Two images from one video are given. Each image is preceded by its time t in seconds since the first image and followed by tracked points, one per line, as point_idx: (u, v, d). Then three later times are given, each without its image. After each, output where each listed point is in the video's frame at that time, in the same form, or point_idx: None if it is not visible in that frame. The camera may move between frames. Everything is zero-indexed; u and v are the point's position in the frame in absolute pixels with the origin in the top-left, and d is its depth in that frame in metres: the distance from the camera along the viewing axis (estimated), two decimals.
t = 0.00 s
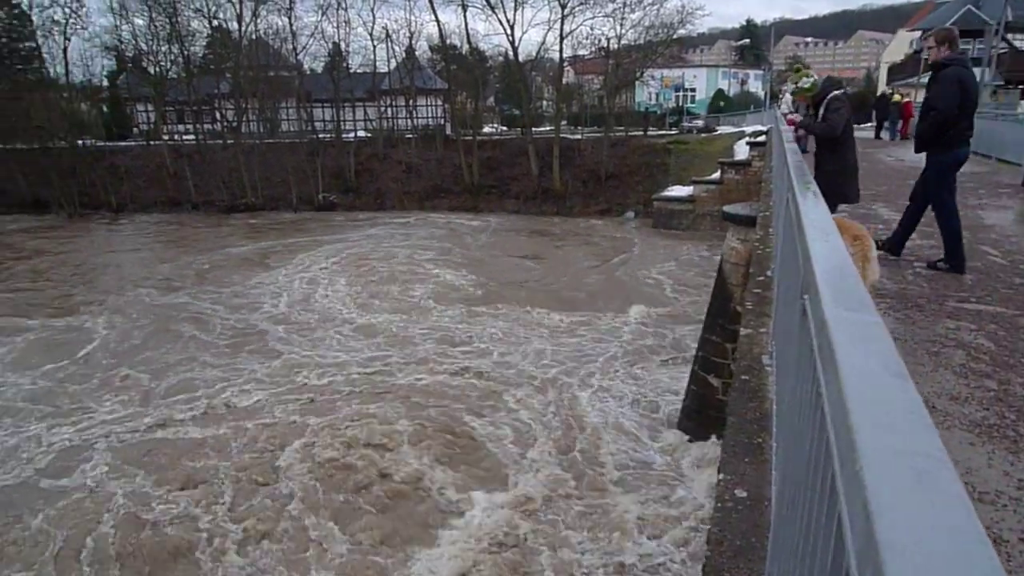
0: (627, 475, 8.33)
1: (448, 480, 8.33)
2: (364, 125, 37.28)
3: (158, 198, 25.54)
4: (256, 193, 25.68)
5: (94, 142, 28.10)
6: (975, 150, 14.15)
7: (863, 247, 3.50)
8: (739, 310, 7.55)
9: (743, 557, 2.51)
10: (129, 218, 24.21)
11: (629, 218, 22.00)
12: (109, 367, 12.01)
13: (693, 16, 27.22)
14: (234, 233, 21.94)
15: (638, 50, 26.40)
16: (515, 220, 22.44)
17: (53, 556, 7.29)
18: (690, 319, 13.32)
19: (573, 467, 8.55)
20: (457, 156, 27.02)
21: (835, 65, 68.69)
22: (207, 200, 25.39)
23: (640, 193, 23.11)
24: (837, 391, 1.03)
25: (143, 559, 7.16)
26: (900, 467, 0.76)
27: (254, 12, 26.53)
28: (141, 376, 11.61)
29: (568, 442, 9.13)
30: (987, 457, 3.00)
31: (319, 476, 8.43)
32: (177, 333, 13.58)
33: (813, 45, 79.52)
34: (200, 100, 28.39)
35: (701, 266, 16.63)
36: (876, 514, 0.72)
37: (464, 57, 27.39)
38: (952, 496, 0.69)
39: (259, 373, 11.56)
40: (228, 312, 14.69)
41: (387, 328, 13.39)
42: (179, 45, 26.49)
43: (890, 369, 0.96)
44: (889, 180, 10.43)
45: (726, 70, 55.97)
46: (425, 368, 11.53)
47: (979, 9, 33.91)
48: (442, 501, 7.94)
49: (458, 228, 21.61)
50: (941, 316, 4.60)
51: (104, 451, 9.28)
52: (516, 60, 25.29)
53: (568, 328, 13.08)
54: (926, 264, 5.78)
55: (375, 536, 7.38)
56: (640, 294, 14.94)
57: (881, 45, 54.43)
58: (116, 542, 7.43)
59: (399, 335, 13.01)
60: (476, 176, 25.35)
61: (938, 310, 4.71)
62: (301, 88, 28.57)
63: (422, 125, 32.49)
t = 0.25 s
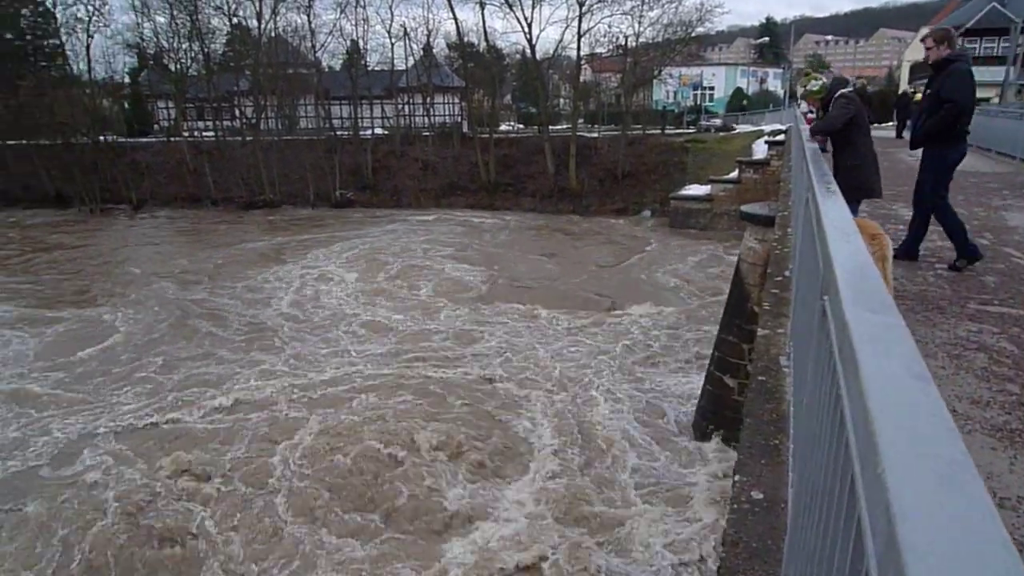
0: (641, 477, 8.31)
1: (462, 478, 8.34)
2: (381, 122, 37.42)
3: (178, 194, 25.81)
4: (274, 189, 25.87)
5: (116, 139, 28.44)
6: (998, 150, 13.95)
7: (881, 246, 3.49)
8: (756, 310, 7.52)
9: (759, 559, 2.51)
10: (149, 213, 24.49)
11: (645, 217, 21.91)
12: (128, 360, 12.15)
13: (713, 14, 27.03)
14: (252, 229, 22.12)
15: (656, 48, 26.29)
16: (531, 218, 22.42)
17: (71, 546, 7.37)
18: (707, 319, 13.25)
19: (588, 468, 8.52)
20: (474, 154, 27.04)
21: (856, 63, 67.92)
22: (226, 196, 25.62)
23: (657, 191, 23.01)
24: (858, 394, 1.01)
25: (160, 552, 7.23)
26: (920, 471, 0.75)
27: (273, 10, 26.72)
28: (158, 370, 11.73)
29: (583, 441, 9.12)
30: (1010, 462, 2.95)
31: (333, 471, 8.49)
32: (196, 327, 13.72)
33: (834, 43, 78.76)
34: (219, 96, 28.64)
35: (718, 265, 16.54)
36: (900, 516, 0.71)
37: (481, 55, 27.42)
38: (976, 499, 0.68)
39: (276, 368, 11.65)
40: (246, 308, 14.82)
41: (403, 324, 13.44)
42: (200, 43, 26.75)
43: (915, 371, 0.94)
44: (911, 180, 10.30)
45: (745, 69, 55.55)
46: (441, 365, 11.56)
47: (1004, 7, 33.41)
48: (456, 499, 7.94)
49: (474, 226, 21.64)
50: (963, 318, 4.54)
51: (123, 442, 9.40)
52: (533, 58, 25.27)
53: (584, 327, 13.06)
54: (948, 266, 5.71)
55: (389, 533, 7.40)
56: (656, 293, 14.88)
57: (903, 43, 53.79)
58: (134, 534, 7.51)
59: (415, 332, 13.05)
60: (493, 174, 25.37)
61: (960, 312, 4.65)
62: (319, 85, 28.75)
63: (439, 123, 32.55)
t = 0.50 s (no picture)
0: (659, 478, 8.28)
1: (479, 479, 8.35)
2: (400, 119, 37.52)
3: (199, 191, 26.07)
4: (294, 187, 26.05)
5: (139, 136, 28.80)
6: None
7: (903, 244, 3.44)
8: (776, 309, 7.46)
9: (778, 560, 2.48)
10: (171, 210, 24.79)
11: (663, 215, 21.80)
12: (151, 356, 12.32)
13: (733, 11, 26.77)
14: (272, 226, 22.30)
15: (676, 45, 26.09)
16: (549, 216, 22.39)
17: (94, 541, 7.48)
18: (726, 318, 13.15)
19: (605, 468, 8.50)
20: (492, 152, 27.03)
21: (880, 58, 66.99)
22: (247, 194, 25.85)
23: (676, 189, 22.88)
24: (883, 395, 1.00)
25: (180, 549, 7.31)
26: (945, 472, 0.74)
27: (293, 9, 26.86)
28: (179, 366, 11.86)
29: (600, 441, 9.10)
30: None
31: (350, 470, 8.54)
32: (217, 323, 13.86)
33: (857, 38, 77.69)
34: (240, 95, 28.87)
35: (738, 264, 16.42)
36: (923, 516, 0.70)
37: (500, 52, 27.38)
38: (1005, 504, 0.66)
39: (295, 364, 11.75)
40: (266, 304, 14.95)
41: (421, 322, 13.48)
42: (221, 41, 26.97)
43: (939, 369, 0.93)
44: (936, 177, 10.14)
45: (766, 65, 54.97)
46: (457, 362, 11.59)
47: None
48: (472, 500, 7.96)
49: (492, 223, 21.65)
50: (988, 319, 4.47)
51: (146, 436, 9.54)
52: (552, 56, 25.19)
53: (602, 325, 13.02)
54: (972, 265, 5.63)
55: (406, 534, 7.43)
56: (675, 291, 14.80)
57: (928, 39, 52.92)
58: (155, 530, 7.60)
59: (433, 329, 13.08)
60: (511, 171, 25.35)
61: (985, 313, 4.57)
62: (339, 83, 28.88)
63: (458, 120, 32.58)
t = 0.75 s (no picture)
0: (677, 477, 8.24)
1: (496, 475, 8.36)
2: (419, 117, 37.67)
3: (220, 188, 26.35)
4: (314, 184, 26.24)
5: (162, 134, 29.15)
6: None
7: (925, 243, 3.41)
8: (797, 307, 7.40)
9: (799, 560, 2.47)
10: (194, 207, 25.07)
11: (683, 213, 21.67)
12: (174, 350, 12.51)
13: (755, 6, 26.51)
14: (293, 223, 22.49)
15: (696, 42, 25.92)
16: (568, 214, 22.36)
17: (117, 531, 7.60)
18: (746, 317, 13.06)
19: (623, 466, 8.48)
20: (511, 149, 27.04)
21: (905, 54, 66.00)
22: (268, 191, 26.09)
23: (695, 186, 22.74)
24: (909, 394, 0.99)
25: (201, 540, 7.40)
26: (969, 470, 0.74)
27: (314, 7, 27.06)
28: (201, 360, 12.02)
29: (619, 439, 9.08)
30: None
31: (368, 464, 8.58)
32: (239, 319, 14.01)
33: (881, 35, 76.58)
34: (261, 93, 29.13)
35: (758, 262, 16.29)
36: (947, 517, 0.70)
37: (520, 50, 27.37)
38: None
39: (314, 360, 11.84)
40: (286, 300, 15.09)
41: (439, 319, 13.53)
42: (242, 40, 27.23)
43: (966, 368, 0.92)
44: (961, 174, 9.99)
45: (788, 62, 54.45)
46: (476, 359, 11.61)
47: None
48: (489, 496, 7.96)
49: (512, 221, 21.65)
50: (1014, 318, 4.41)
51: (168, 431, 9.67)
52: (571, 53, 25.13)
53: (621, 323, 12.98)
54: (999, 263, 5.55)
55: (423, 528, 7.44)
56: (694, 290, 14.73)
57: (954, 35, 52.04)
58: (176, 521, 7.70)
59: (452, 326, 13.14)
60: (530, 169, 25.34)
61: (1012, 311, 4.51)
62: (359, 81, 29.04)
63: (477, 118, 32.63)
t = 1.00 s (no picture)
0: (685, 477, 8.22)
1: (503, 475, 8.35)
2: (428, 115, 37.72)
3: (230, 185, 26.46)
4: (323, 181, 26.32)
5: (172, 131, 29.29)
6: None
7: (937, 243, 3.40)
8: (806, 307, 7.37)
9: (807, 561, 2.47)
10: (204, 204, 25.20)
11: (692, 211, 21.61)
12: (184, 345, 12.59)
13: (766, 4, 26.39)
14: (302, 220, 22.57)
15: (706, 40, 25.83)
16: (576, 212, 22.33)
17: (126, 526, 7.65)
18: (755, 316, 13.03)
19: (630, 465, 8.47)
20: (519, 147, 27.04)
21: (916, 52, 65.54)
22: (277, 188, 26.19)
23: (704, 185, 22.69)
24: (921, 393, 0.99)
25: (209, 537, 7.44)
26: (981, 472, 0.73)
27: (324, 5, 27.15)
28: (210, 356, 12.08)
29: (626, 438, 9.07)
30: None
31: (376, 462, 8.59)
32: (248, 315, 14.08)
33: (892, 33, 76.08)
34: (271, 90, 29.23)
35: (767, 261, 16.25)
36: (958, 517, 0.70)
37: (528, 48, 27.35)
38: None
39: (323, 357, 11.89)
40: (295, 296, 15.15)
41: (447, 316, 13.56)
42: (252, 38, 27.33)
43: (977, 369, 0.92)
44: (972, 174, 9.93)
45: (799, 60, 54.19)
46: (484, 357, 11.62)
47: None
48: (496, 497, 7.96)
49: (520, 219, 21.65)
50: None
51: (178, 426, 9.73)
52: (580, 51, 25.10)
53: (629, 322, 12.97)
54: (1009, 263, 5.52)
55: (430, 527, 7.44)
56: (702, 288, 14.70)
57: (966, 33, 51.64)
58: (185, 517, 7.75)
59: (460, 324, 13.16)
60: (539, 167, 25.33)
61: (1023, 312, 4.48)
62: (368, 79, 29.09)
63: (485, 116, 32.65)
